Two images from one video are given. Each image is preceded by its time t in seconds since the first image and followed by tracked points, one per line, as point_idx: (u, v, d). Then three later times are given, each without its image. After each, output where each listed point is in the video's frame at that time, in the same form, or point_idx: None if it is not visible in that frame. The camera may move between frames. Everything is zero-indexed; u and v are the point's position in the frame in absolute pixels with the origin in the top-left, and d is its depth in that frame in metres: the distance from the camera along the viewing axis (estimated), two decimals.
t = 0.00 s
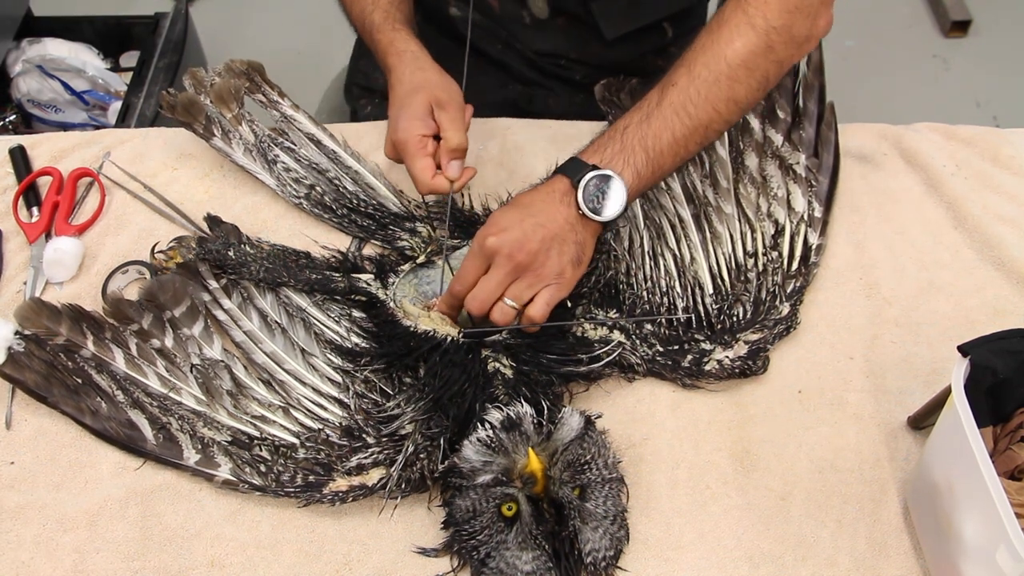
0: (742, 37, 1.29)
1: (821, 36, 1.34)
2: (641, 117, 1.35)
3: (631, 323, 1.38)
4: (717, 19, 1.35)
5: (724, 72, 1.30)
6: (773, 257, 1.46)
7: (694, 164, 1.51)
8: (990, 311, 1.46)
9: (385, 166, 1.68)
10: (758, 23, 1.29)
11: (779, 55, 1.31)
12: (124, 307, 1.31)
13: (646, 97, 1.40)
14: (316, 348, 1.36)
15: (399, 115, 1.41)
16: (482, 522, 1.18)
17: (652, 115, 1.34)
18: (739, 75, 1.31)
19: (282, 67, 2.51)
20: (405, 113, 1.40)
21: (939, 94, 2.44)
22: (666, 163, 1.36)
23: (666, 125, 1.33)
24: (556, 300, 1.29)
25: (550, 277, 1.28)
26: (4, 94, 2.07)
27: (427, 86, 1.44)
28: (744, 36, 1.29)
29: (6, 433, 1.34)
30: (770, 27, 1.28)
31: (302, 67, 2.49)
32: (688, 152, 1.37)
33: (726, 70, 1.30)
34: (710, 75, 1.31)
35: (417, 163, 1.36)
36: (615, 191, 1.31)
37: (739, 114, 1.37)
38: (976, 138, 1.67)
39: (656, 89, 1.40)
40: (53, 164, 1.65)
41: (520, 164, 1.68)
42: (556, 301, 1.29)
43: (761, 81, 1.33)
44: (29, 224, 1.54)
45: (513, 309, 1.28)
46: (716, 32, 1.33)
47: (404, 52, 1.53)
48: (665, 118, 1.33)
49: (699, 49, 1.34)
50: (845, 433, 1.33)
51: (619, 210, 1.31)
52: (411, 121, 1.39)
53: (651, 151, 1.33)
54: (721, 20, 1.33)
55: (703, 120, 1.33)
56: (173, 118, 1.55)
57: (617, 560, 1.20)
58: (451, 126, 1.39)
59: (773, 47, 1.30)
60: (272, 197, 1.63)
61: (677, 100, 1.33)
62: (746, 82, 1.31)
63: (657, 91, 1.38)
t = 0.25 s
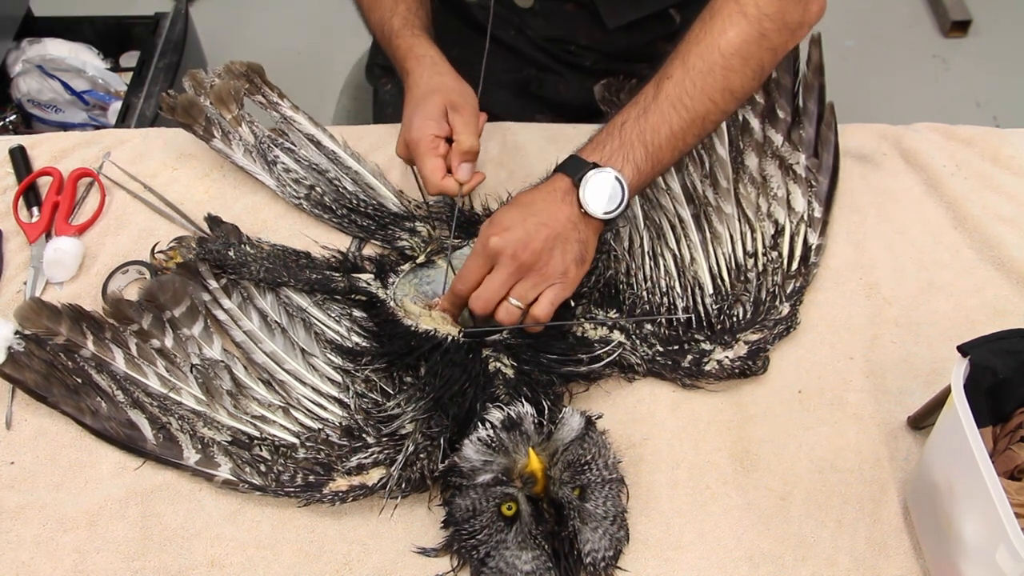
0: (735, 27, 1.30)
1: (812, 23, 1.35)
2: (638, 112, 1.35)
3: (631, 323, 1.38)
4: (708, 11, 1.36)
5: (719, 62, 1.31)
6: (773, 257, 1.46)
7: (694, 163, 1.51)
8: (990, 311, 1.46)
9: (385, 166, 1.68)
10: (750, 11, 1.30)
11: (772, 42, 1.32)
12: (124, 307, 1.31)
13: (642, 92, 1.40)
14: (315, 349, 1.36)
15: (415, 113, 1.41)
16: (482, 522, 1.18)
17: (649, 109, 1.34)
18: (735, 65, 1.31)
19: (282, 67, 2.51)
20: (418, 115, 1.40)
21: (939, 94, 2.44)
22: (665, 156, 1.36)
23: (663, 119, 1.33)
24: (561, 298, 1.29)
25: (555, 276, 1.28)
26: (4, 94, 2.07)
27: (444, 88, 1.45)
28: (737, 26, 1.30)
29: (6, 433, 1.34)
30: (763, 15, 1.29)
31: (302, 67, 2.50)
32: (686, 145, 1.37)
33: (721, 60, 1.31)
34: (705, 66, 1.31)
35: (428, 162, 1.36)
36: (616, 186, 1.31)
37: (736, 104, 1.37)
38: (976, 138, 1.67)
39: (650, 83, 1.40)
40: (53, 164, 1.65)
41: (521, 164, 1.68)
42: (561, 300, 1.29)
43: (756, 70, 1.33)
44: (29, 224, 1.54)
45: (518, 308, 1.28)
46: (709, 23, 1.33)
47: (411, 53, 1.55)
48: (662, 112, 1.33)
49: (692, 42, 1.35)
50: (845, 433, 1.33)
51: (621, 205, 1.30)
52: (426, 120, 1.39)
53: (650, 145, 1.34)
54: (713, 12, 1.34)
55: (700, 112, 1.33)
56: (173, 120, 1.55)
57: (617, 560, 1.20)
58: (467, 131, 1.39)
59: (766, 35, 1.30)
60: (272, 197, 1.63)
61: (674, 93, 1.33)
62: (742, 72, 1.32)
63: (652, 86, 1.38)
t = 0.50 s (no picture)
0: (736, 28, 1.30)
1: (814, 26, 1.36)
2: (637, 111, 1.35)
3: (631, 323, 1.38)
4: (709, 12, 1.37)
5: (719, 62, 1.31)
6: (773, 257, 1.46)
7: (694, 164, 1.51)
8: (990, 311, 1.46)
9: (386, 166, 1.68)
10: (751, 13, 1.30)
11: (774, 44, 1.32)
12: (130, 300, 1.30)
13: (641, 92, 1.40)
14: (317, 349, 1.36)
15: (420, 145, 1.43)
16: (482, 523, 1.18)
17: (648, 108, 1.34)
18: (736, 65, 1.31)
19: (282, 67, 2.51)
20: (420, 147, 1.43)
21: (939, 94, 2.44)
22: (664, 156, 1.36)
23: (662, 118, 1.33)
24: (557, 298, 1.29)
25: (552, 274, 1.28)
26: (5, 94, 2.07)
27: (450, 118, 1.44)
28: (737, 27, 1.31)
29: (6, 433, 1.34)
30: (764, 17, 1.30)
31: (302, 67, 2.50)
32: (686, 146, 1.37)
33: (722, 60, 1.31)
34: (705, 66, 1.32)
35: (422, 195, 1.38)
36: (614, 184, 1.31)
37: (736, 105, 1.37)
38: (976, 138, 1.67)
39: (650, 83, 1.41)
40: (53, 164, 1.65)
41: (521, 164, 1.68)
42: (557, 300, 1.29)
43: (756, 71, 1.34)
44: (29, 224, 1.54)
45: (515, 309, 1.28)
46: (710, 24, 1.34)
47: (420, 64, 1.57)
48: (661, 111, 1.33)
49: (692, 42, 1.35)
50: (846, 433, 1.33)
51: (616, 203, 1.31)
52: (426, 153, 1.41)
53: (649, 144, 1.33)
54: (714, 13, 1.35)
55: (700, 111, 1.33)
56: (173, 123, 1.56)
57: (617, 560, 1.20)
58: (468, 162, 1.37)
59: (767, 37, 1.31)
60: (272, 197, 1.63)
61: (673, 92, 1.33)
62: (742, 73, 1.32)
63: (652, 85, 1.38)
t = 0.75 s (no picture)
0: (738, 30, 1.31)
1: (817, 28, 1.36)
2: (639, 113, 1.35)
3: (631, 323, 1.38)
4: (712, 14, 1.36)
5: (721, 64, 1.31)
6: (773, 257, 1.46)
7: (694, 164, 1.51)
8: (990, 311, 1.46)
9: (386, 166, 1.68)
10: (753, 15, 1.30)
11: (776, 47, 1.32)
12: (130, 300, 1.30)
13: (643, 94, 1.40)
14: (317, 349, 1.36)
15: (421, 161, 1.43)
16: (482, 523, 1.18)
17: (650, 111, 1.34)
18: (737, 68, 1.31)
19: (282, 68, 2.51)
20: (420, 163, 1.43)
21: (940, 93, 2.44)
22: (665, 158, 1.36)
23: (664, 120, 1.33)
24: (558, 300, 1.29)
25: (553, 275, 1.27)
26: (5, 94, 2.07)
27: (450, 135, 1.44)
28: (740, 29, 1.31)
29: (7, 433, 1.34)
30: (767, 19, 1.30)
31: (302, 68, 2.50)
32: (687, 148, 1.37)
33: (724, 63, 1.31)
34: (707, 68, 1.32)
35: (422, 212, 1.38)
36: (616, 188, 1.31)
37: (737, 107, 1.37)
38: (976, 138, 1.67)
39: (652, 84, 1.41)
40: (53, 164, 1.65)
41: (521, 164, 1.68)
42: (558, 300, 1.29)
43: (758, 74, 1.34)
44: (29, 224, 1.54)
45: (515, 309, 1.28)
46: (712, 26, 1.34)
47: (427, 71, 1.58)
48: (663, 114, 1.33)
49: (694, 44, 1.35)
50: (846, 433, 1.33)
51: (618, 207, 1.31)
52: (426, 170, 1.41)
53: (650, 147, 1.34)
54: (717, 14, 1.34)
55: (701, 113, 1.33)
56: (173, 122, 1.56)
57: (616, 561, 1.20)
58: (466, 179, 1.37)
59: (769, 39, 1.31)
60: (272, 197, 1.63)
61: (676, 95, 1.33)
62: (744, 75, 1.32)
63: (653, 87, 1.38)
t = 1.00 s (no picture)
0: (743, 29, 1.31)
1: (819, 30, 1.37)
2: (643, 111, 1.35)
3: (631, 323, 1.38)
4: (716, 14, 1.37)
5: (726, 64, 1.32)
6: (773, 258, 1.46)
7: (693, 165, 1.51)
8: (990, 311, 1.46)
9: (386, 166, 1.68)
10: (758, 16, 1.31)
11: (779, 48, 1.33)
12: (121, 308, 1.32)
13: (646, 92, 1.40)
14: (316, 346, 1.36)
15: (426, 172, 1.41)
16: (482, 524, 1.18)
17: (655, 108, 1.34)
18: (741, 68, 1.32)
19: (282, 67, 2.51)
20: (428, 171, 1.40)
21: (940, 93, 2.44)
22: (668, 156, 1.36)
23: (668, 118, 1.33)
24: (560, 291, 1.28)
25: (554, 267, 1.27)
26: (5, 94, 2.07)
27: (460, 150, 1.43)
28: (744, 29, 1.31)
29: (6, 433, 1.34)
30: (772, 20, 1.30)
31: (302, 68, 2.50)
32: (689, 146, 1.37)
33: (728, 62, 1.32)
34: (711, 67, 1.32)
35: (418, 228, 1.35)
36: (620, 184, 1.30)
37: (740, 107, 1.37)
38: (976, 138, 1.67)
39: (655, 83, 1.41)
40: (53, 164, 1.65)
41: (521, 164, 1.68)
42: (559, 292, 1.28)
43: (761, 74, 1.34)
44: (29, 224, 1.54)
45: (517, 299, 1.27)
46: (717, 25, 1.34)
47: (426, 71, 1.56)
48: (667, 111, 1.33)
49: (698, 43, 1.35)
50: (846, 433, 1.33)
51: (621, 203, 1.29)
52: (432, 181, 1.39)
53: (653, 144, 1.34)
54: (721, 14, 1.35)
55: (704, 112, 1.34)
56: (177, 117, 1.56)
57: (617, 561, 1.20)
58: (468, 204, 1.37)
59: (773, 40, 1.32)
60: (272, 197, 1.63)
61: (680, 93, 1.33)
62: (748, 75, 1.33)
63: (656, 86, 1.38)
